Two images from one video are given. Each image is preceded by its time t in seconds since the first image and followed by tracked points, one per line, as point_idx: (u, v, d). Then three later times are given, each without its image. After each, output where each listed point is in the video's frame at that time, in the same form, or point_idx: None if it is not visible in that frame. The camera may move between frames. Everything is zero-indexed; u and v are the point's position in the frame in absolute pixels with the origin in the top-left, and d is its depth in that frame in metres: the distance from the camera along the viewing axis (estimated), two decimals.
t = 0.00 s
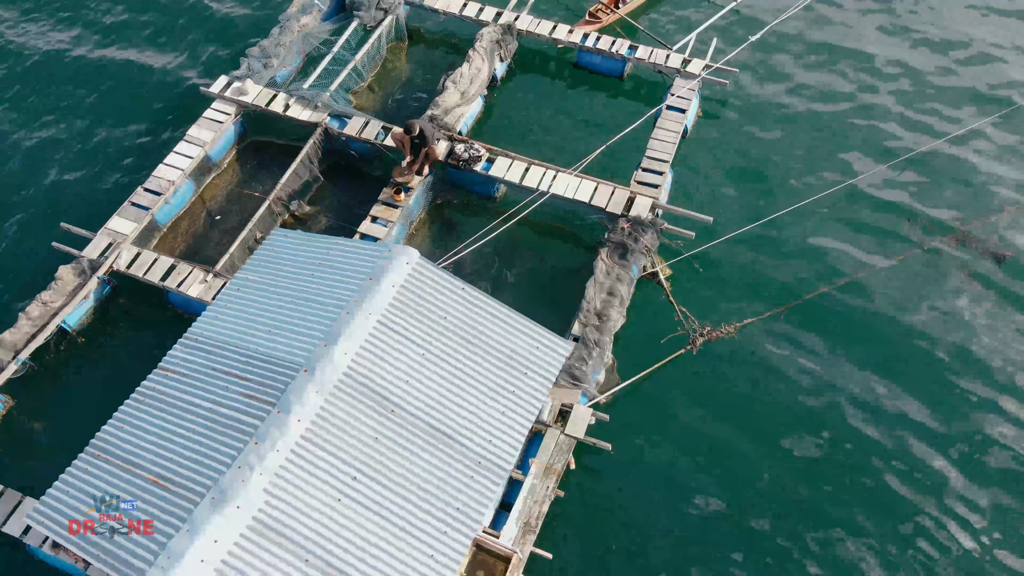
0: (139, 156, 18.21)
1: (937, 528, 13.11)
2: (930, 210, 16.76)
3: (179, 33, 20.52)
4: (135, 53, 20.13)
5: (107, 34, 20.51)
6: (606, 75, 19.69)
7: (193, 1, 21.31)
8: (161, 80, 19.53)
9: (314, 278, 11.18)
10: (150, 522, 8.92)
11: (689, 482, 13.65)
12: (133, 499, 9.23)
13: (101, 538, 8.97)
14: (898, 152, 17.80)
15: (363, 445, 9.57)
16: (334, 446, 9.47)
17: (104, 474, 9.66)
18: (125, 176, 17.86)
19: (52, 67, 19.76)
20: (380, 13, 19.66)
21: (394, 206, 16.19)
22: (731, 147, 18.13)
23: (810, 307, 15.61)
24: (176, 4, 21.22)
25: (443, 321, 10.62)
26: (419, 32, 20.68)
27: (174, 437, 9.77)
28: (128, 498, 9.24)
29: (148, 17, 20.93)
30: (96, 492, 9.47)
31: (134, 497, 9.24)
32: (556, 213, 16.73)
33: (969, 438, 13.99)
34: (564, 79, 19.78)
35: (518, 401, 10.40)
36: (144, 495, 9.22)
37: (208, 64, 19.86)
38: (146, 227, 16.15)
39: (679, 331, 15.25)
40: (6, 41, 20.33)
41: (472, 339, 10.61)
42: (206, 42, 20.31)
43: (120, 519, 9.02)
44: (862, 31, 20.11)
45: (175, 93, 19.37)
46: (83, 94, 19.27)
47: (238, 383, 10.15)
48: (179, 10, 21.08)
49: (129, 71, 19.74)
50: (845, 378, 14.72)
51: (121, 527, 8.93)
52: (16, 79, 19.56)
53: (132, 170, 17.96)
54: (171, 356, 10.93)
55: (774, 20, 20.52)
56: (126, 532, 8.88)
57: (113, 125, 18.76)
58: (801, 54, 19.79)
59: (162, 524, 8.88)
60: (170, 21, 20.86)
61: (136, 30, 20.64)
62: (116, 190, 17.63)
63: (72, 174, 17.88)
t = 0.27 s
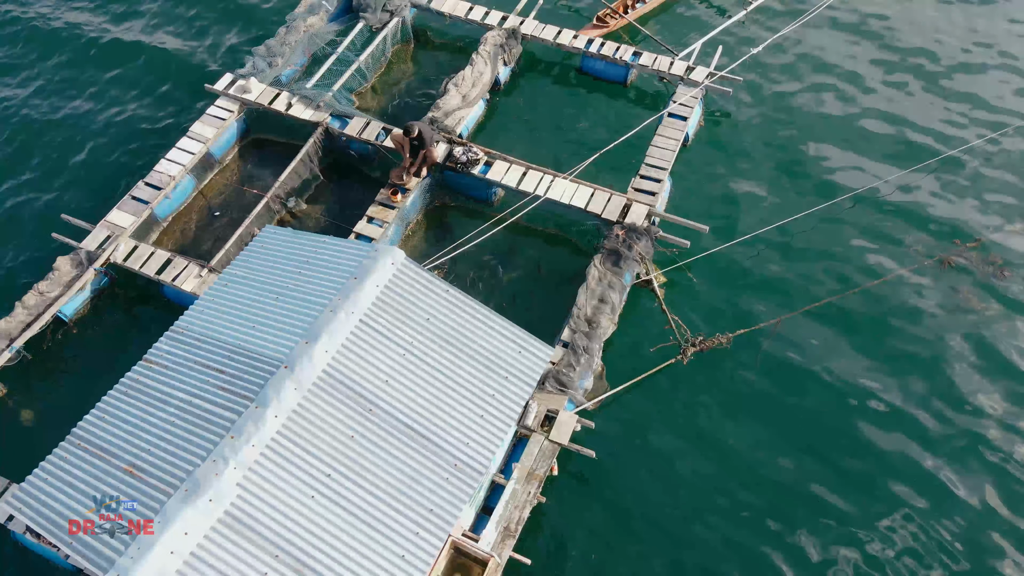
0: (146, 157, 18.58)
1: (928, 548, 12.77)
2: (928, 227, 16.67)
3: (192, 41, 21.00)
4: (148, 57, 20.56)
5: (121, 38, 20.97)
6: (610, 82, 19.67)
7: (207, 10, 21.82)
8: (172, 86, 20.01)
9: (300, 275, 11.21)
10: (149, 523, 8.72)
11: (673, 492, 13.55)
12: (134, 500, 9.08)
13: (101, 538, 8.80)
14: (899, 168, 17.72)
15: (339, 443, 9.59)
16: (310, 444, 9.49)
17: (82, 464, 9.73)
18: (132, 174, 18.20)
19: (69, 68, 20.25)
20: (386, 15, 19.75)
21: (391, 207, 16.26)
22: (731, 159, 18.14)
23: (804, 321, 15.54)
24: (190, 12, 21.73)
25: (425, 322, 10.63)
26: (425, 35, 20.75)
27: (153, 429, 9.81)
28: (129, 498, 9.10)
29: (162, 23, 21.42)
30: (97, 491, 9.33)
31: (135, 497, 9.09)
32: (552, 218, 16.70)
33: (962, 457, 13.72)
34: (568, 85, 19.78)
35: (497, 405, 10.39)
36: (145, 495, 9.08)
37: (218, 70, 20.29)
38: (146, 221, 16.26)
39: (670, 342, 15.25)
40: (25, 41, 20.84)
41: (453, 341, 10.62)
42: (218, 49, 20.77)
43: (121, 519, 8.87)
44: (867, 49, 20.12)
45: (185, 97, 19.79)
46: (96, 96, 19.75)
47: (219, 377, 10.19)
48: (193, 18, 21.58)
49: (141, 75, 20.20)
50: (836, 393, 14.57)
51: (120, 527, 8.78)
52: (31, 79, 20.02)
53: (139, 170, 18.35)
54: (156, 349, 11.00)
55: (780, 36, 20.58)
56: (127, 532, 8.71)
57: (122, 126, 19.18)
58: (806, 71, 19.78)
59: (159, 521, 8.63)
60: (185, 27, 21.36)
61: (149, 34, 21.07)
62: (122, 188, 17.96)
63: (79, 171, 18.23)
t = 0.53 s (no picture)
0: (150, 151, 18.77)
1: (913, 567, 12.73)
2: (929, 240, 16.50)
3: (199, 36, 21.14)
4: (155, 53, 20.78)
5: (130, 34, 21.19)
6: (614, 86, 19.61)
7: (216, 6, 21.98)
8: (178, 82, 20.19)
9: (285, 272, 11.25)
10: (150, 523, 8.64)
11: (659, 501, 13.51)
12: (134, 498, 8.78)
13: (102, 540, 8.48)
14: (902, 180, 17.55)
15: (313, 441, 9.63)
16: (284, 440, 9.53)
17: (58, 451, 9.75)
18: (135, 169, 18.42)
19: (79, 64, 20.54)
20: (392, 16, 19.85)
21: (387, 207, 16.29)
22: (733, 166, 18.02)
23: (799, 331, 15.40)
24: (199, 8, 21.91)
25: (407, 322, 10.65)
26: (431, 36, 20.82)
27: (130, 420, 9.86)
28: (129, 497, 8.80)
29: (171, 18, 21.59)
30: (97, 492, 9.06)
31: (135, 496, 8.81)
32: (548, 222, 16.65)
33: (952, 476, 13.63)
34: (572, 89, 19.77)
35: (474, 408, 10.40)
36: (145, 493, 8.79)
37: (224, 66, 20.44)
38: (145, 214, 16.40)
39: (661, 349, 15.13)
40: (37, 36, 21.16)
41: (433, 343, 10.64)
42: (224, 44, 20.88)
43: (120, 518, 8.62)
44: (876, 58, 19.91)
45: (190, 92, 19.97)
46: (103, 91, 19.99)
47: (199, 370, 10.23)
48: (201, 13, 21.73)
49: (149, 70, 20.41)
50: (828, 406, 14.46)
51: (120, 526, 8.55)
52: (42, 73, 20.32)
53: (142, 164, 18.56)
54: (139, 340, 11.04)
55: (786, 44, 20.43)
56: (127, 532, 8.53)
57: (128, 120, 19.40)
58: (812, 78, 19.62)
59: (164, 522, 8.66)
60: (193, 22, 21.51)
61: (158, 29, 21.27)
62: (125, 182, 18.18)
63: (85, 165, 18.51)
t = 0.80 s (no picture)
0: (154, 145, 18.97)
1: None
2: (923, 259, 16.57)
3: (208, 35, 21.41)
4: (164, 51, 21.07)
5: (141, 32, 21.51)
6: (617, 93, 19.57)
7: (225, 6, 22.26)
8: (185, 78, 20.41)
9: (271, 268, 11.30)
10: (149, 523, 8.83)
11: (645, 508, 13.49)
12: (133, 497, 8.82)
13: (104, 540, 8.56)
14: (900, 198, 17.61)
15: (287, 436, 9.66)
16: (258, 435, 9.58)
17: (38, 439, 9.84)
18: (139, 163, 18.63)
19: (87, 58, 20.76)
20: (397, 17, 19.88)
21: (384, 206, 16.31)
22: (731, 179, 18.11)
23: (789, 345, 15.44)
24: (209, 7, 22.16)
25: (387, 321, 10.65)
26: (436, 38, 20.88)
27: (110, 410, 9.95)
28: (128, 494, 8.80)
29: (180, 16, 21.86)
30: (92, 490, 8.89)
31: (134, 494, 8.84)
32: (545, 226, 16.63)
33: (940, 496, 13.59)
34: (575, 95, 19.71)
35: (452, 409, 10.38)
36: (145, 491, 8.88)
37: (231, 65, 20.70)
38: (145, 207, 16.59)
39: (651, 357, 15.19)
40: (49, 30, 21.44)
41: (413, 342, 10.63)
42: (233, 45, 21.18)
43: (119, 518, 8.69)
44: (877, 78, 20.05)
45: (196, 89, 20.18)
46: (110, 84, 20.20)
47: (180, 363, 10.30)
48: (211, 12, 22.00)
49: (156, 67, 20.66)
50: (815, 421, 14.47)
51: (120, 526, 8.67)
52: (51, 65, 20.55)
53: (145, 157, 18.73)
54: (126, 332, 11.17)
55: (790, 61, 20.57)
56: (127, 532, 8.70)
57: (134, 114, 19.62)
58: (814, 96, 19.75)
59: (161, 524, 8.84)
60: (203, 19, 21.73)
61: (168, 29, 21.59)
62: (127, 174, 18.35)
63: (89, 157, 18.71)
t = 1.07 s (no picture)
0: (162, 136, 19.07)
1: None
2: (933, 275, 16.17)
3: (223, 30, 21.58)
4: (178, 43, 21.25)
5: (156, 24, 21.71)
6: (626, 100, 19.52)
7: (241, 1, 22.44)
8: (196, 71, 20.54)
9: (262, 262, 11.40)
10: (148, 523, 8.95)
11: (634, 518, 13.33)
12: (132, 498, 9.04)
13: (103, 540, 8.75)
14: (912, 214, 17.24)
15: (266, 431, 9.77)
16: (237, 428, 9.69)
17: (23, 422, 9.96)
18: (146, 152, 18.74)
19: (103, 48, 21.01)
20: (410, 18, 20.00)
21: (386, 206, 16.40)
22: (737, 188, 17.91)
23: (788, 358, 15.17)
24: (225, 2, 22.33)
25: (373, 320, 10.72)
26: (449, 40, 20.98)
27: (95, 397, 10.07)
28: (128, 496, 9.01)
29: (197, 11, 22.10)
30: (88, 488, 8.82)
31: (133, 495, 9.05)
32: (545, 230, 16.56)
33: (936, 519, 13.23)
34: (584, 101, 19.70)
35: (433, 410, 10.42)
36: (145, 492, 9.10)
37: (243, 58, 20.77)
38: (152, 198, 16.80)
39: (646, 365, 15.08)
40: (70, 20, 21.74)
41: (397, 342, 10.68)
42: (246, 40, 21.30)
43: (121, 519, 8.87)
44: (893, 92, 19.74)
45: (207, 83, 20.32)
46: (123, 75, 20.41)
47: (166, 353, 10.42)
48: (226, 7, 22.16)
49: (169, 59, 20.81)
50: (811, 436, 14.18)
51: (121, 528, 8.83)
52: (70, 54, 20.82)
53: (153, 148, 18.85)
54: (117, 320, 11.28)
55: (804, 74, 20.40)
56: (127, 532, 8.86)
57: (144, 105, 19.78)
58: (827, 107, 19.49)
59: (162, 526, 8.95)
60: (221, 15, 21.99)
61: (183, 23, 21.79)
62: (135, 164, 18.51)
63: (99, 146, 18.89)
